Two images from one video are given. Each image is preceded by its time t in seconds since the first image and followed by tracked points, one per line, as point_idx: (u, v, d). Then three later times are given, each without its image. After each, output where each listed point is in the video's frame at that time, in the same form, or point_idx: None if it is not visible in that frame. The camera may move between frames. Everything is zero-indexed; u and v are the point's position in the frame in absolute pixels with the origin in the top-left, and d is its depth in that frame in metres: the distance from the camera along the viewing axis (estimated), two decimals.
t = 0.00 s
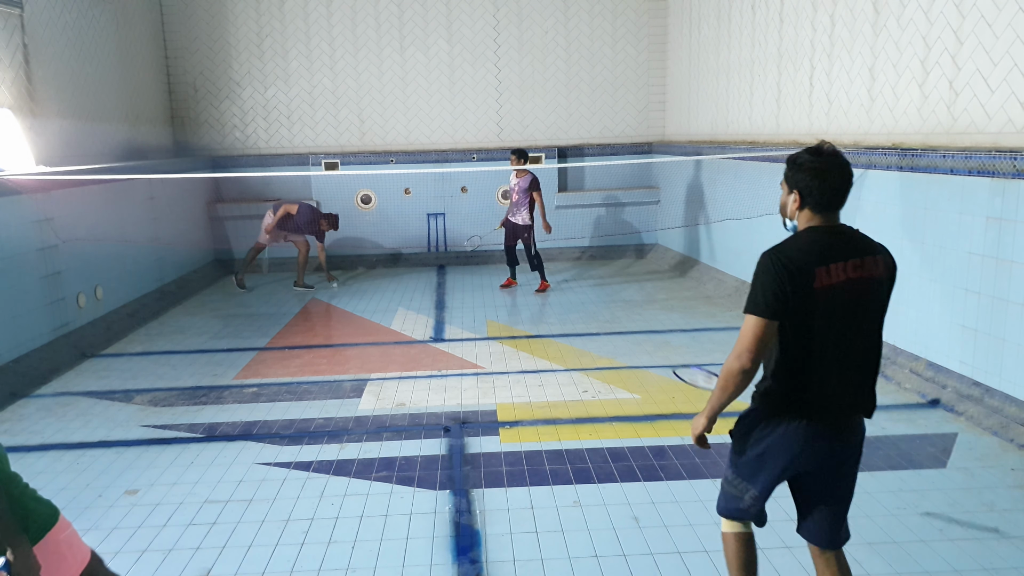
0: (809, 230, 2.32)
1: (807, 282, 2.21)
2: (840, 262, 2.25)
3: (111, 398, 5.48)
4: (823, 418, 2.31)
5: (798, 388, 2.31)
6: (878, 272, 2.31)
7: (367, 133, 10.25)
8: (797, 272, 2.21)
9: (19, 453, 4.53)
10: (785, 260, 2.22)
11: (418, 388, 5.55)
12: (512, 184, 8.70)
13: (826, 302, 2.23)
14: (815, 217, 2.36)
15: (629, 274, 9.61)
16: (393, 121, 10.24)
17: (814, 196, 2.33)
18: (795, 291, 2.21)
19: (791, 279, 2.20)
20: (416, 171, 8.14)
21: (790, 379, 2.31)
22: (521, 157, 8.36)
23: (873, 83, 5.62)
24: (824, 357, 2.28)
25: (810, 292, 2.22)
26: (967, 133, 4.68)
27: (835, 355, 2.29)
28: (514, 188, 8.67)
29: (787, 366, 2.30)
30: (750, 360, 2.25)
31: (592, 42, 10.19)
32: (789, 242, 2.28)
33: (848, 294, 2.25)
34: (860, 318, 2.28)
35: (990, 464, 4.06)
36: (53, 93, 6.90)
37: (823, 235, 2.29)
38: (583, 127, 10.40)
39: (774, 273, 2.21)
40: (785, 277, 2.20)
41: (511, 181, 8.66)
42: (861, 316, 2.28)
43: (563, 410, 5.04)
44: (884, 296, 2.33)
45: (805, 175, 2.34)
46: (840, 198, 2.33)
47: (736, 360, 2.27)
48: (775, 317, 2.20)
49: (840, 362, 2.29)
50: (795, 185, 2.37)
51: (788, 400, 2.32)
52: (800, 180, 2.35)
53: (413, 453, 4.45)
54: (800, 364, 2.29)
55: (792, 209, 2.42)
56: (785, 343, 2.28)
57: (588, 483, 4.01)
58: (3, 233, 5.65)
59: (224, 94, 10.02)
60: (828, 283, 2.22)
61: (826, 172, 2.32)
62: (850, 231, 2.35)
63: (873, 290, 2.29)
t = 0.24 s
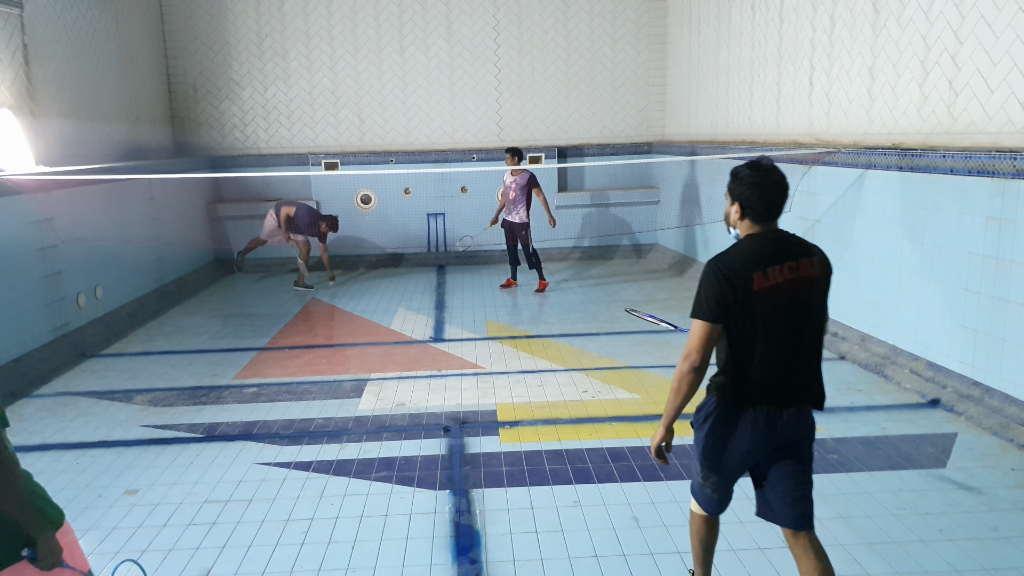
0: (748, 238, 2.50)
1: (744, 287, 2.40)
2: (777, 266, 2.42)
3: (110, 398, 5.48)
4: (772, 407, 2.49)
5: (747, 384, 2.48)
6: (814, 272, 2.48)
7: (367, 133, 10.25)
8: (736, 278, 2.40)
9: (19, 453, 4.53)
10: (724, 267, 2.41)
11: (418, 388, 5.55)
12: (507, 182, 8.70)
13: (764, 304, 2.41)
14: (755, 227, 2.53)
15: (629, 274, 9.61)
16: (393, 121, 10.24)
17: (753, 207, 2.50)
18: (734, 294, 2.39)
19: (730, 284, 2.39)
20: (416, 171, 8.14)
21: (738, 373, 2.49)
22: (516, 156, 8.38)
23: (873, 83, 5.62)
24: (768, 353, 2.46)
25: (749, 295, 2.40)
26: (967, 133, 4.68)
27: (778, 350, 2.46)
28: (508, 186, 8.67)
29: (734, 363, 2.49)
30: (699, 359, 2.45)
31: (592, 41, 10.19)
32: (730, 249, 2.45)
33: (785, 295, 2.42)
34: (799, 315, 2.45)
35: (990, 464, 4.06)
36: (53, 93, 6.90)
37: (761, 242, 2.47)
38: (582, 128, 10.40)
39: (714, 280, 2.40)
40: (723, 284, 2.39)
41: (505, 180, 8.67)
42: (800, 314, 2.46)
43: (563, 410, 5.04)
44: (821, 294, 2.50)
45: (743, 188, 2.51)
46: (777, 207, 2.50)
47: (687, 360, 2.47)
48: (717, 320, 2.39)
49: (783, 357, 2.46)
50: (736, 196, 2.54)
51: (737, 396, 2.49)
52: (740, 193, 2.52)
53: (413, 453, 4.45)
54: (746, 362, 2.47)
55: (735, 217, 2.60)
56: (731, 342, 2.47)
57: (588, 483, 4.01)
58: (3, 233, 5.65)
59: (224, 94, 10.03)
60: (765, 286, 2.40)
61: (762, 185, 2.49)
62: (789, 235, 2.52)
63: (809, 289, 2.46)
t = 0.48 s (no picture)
0: (701, 220, 2.76)
1: (696, 264, 2.67)
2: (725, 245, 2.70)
3: (111, 397, 5.48)
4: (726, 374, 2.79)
5: (698, 352, 2.78)
6: (758, 252, 2.77)
7: (367, 133, 10.25)
8: (689, 257, 2.66)
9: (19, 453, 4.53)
10: (679, 247, 2.67)
11: (418, 388, 5.54)
12: (502, 182, 8.70)
13: (713, 280, 2.69)
14: (706, 208, 2.80)
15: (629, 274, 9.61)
16: (393, 121, 10.23)
17: (706, 191, 2.76)
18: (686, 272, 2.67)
19: (684, 262, 2.66)
20: (415, 171, 8.13)
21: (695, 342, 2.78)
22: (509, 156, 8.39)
23: (873, 83, 5.62)
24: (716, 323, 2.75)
25: (698, 272, 2.67)
26: (967, 133, 4.68)
27: (726, 322, 2.76)
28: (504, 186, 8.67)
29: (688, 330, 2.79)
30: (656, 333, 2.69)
31: (592, 41, 10.19)
32: (684, 231, 2.71)
33: (731, 272, 2.71)
34: (742, 290, 2.75)
35: (990, 464, 4.06)
36: (53, 93, 6.90)
37: (712, 224, 2.74)
38: (582, 128, 10.40)
39: (670, 260, 2.66)
40: (675, 262, 2.66)
41: (500, 180, 8.67)
42: (744, 288, 2.76)
43: (563, 410, 5.04)
44: (763, 271, 2.80)
45: (695, 175, 2.77)
46: (725, 190, 2.77)
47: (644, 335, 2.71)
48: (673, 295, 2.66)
49: (729, 328, 2.76)
50: (690, 182, 2.80)
51: (686, 361, 2.82)
52: (692, 178, 2.79)
53: (413, 453, 4.45)
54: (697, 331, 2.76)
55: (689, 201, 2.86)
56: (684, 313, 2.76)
57: (588, 483, 4.01)
58: (3, 233, 5.65)
59: (224, 94, 10.03)
60: (714, 263, 2.68)
61: (713, 171, 2.75)
62: (736, 218, 2.80)
63: (753, 266, 2.76)
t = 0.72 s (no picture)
0: (676, 218, 2.97)
1: (666, 257, 2.88)
2: (695, 241, 2.89)
3: (111, 397, 5.48)
4: (703, 357, 2.95)
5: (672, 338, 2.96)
6: (729, 249, 2.95)
7: (367, 133, 10.25)
8: (661, 251, 2.88)
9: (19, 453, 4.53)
10: (651, 242, 2.89)
11: (418, 388, 5.55)
12: (500, 182, 8.72)
13: (683, 272, 2.89)
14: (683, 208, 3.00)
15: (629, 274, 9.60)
16: (393, 121, 10.23)
17: (681, 192, 2.97)
18: (658, 265, 2.89)
19: (656, 255, 2.88)
20: (416, 171, 8.13)
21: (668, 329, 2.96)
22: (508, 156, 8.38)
23: (873, 83, 5.62)
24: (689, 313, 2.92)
25: (669, 264, 2.88)
26: (967, 133, 4.68)
27: (697, 312, 2.92)
28: (503, 186, 8.68)
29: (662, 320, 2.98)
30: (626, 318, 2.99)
31: (592, 41, 10.19)
32: (658, 228, 2.93)
33: (701, 265, 2.90)
34: (713, 283, 2.93)
35: (990, 464, 4.06)
36: (53, 93, 6.90)
37: (685, 222, 2.93)
38: (583, 127, 10.40)
39: (642, 253, 2.90)
40: (647, 253, 2.89)
41: (498, 179, 8.68)
42: (714, 281, 2.93)
43: (563, 410, 5.04)
44: (735, 267, 2.97)
45: (671, 176, 2.98)
46: (700, 192, 2.97)
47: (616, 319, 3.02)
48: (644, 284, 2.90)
49: (700, 316, 2.93)
50: (667, 184, 3.01)
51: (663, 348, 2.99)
52: (669, 179, 3.00)
53: (413, 453, 4.45)
54: (668, 321, 2.94)
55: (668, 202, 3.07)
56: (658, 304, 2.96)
57: (588, 483, 4.01)
58: (3, 233, 5.65)
59: (224, 94, 10.03)
60: (684, 257, 2.88)
61: (687, 174, 2.96)
62: (711, 217, 2.98)
63: (723, 261, 2.94)
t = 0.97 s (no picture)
0: (664, 214, 3.12)
1: (653, 249, 3.04)
2: (681, 235, 3.05)
3: (111, 397, 5.48)
4: (680, 345, 3.12)
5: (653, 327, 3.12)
6: (713, 245, 3.11)
7: (367, 133, 10.25)
8: (648, 243, 3.04)
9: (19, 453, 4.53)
10: (640, 234, 3.04)
11: (417, 389, 5.54)
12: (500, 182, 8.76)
13: (669, 264, 3.04)
14: (671, 205, 3.15)
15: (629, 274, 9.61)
16: (393, 121, 10.23)
17: (671, 189, 3.12)
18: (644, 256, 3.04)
19: (643, 248, 3.04)
20: (415, 171, 8.13)
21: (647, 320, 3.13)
22: (506, 155, 8.38)
23: (873, 83, 5.62)
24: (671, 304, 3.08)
25: (656, 255, 3.04)
26: (967, 133, 4.68)
27: (678, 303, 3.08)
28: (502, 186, 8.71)
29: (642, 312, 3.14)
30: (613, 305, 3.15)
31: (592, 41, 10.19)
32: (647, 222, 3.08)
33: (686, 259, 3.05)
34: (696, 276, 3.09)
35: (990, 464, 4.06)
36: (53, 93, 6.90)
37: (673, 218, 3.09)
38: (582, 127, 10.40)
39: (631, 244, 3.05)
40: (637, 244, 3.04)
41: (498, 179, 8.73)
42: (697, 275, 3.09)
43: (563, 410, 5.04)
44: (716, 263, 3.14)
45: (662, 173, 3.13)
46: (689, 191, 3.13)
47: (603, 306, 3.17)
48: (632, 274, 3.05)
49: (681, 307, 3.09)
50: (658, 180, 3.16)
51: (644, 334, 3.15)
52: (660, 176, 3.14)
53: (413, 453, 4.45)
54: (651, 311, 3.10)
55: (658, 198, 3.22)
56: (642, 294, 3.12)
57: (588, 483, 4.01)
58: (3, 233, 5.65)
59: (224, 94, 10.03)
60: (670, 249, 3.03)
61: (677, 172, 3.11)
62: (696, 215, 3.14)
63: (706, 257, 3.09)
